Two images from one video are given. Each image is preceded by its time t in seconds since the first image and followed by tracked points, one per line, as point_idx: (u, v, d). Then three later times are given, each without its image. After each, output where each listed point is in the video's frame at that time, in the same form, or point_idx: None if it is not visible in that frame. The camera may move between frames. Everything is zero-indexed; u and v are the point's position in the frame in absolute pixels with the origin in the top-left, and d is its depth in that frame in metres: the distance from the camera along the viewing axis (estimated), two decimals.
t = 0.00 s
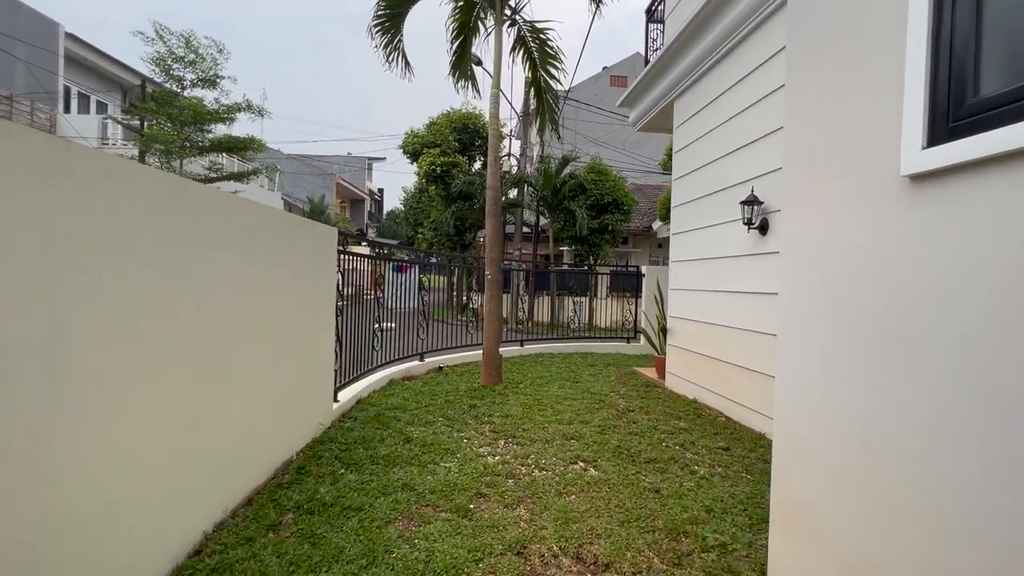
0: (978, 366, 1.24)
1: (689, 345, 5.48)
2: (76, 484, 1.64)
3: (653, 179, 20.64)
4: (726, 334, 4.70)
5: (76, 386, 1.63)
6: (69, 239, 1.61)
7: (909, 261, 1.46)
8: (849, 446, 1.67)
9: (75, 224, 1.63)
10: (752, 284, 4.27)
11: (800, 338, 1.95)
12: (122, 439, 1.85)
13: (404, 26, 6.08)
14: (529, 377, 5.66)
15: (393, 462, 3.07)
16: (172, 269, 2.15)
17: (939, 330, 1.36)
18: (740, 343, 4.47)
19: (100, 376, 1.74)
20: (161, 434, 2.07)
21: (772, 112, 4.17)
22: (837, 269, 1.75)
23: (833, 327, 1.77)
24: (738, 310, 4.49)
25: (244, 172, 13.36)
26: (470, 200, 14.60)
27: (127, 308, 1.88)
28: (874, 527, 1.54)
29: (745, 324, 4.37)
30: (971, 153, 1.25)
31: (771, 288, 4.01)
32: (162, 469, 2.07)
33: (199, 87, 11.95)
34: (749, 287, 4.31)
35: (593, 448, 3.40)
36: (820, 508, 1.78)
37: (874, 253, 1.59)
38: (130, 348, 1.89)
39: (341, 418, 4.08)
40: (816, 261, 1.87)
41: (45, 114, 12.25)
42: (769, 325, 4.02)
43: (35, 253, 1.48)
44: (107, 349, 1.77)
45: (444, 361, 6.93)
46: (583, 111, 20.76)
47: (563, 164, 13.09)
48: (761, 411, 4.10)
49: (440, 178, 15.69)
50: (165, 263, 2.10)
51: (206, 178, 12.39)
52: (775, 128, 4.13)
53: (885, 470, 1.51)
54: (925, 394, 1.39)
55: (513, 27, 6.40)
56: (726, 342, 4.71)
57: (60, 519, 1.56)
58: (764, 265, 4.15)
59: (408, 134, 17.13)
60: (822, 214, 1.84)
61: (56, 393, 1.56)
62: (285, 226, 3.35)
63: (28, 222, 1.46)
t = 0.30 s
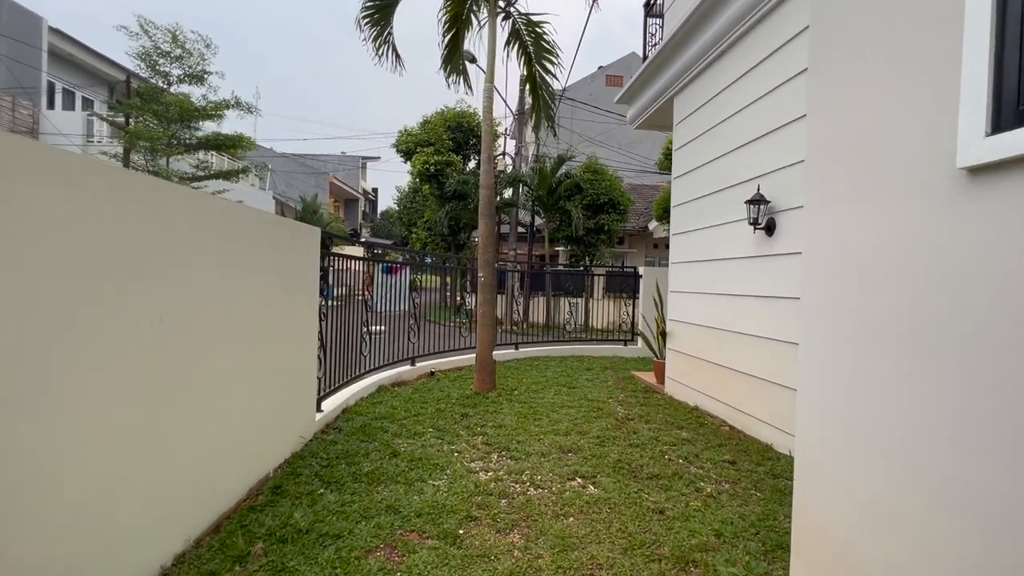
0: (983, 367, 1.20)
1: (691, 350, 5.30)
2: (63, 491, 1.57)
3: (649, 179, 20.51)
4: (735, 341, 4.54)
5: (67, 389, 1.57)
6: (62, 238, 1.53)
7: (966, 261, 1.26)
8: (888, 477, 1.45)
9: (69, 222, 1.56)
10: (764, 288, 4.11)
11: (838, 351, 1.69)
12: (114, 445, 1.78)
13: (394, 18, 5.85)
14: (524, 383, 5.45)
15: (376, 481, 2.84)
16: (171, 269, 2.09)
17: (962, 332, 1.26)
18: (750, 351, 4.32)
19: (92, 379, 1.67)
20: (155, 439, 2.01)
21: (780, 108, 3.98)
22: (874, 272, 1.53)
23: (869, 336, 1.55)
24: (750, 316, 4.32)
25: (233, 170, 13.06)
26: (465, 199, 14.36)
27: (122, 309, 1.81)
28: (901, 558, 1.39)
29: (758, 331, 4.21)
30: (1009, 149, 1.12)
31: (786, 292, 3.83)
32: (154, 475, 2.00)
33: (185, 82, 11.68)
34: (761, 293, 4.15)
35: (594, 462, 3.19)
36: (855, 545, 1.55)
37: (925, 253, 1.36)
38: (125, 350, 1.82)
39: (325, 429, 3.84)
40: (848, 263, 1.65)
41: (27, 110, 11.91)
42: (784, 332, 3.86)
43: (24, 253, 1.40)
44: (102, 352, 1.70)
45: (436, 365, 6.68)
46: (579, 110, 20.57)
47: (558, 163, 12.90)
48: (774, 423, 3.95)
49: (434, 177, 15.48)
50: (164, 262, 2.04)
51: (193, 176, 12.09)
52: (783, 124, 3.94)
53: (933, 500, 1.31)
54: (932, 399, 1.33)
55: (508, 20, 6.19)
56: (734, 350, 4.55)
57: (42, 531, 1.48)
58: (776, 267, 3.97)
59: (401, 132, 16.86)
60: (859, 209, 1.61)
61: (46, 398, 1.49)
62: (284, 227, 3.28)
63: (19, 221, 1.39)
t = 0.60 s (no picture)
0: (988, 369, 1.28)
1: (693, 353, 5.09)
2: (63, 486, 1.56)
3: (644, 179, 20.35)
4: (738, 344, 4.34)
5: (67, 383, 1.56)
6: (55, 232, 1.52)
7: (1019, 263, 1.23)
8: (902, 483, 1.51)
9: (58, 218, 1.53)
10: (772, 291, 3.94)
11: (840, 354, 1.76)
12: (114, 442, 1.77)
13: (385, 8, 5.64)
14: (520, 387, 5.26)
15: (363, 500, 2.63)
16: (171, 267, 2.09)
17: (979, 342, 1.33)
18: (753, 354, 4.13)
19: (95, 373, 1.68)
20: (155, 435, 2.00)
21: (797, 101, 3.84)
22: (896, 278, 1.55)
23: (873, 338, 1.63)
24: (756, 319, 4.14)
25: (221, 168, 12.76)
26: (459, 198, 14.14)
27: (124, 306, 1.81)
28: None
29: (763, 334, 4.04)
30: None
31: (796, 293, 3.67)
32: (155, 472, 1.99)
33: (173, 78, 11.39)
34: (768, 295, 3.98)
35: (598, 475, 3.00)
36: (874, 558, 1.59)
37: (957, 258, 1.38)
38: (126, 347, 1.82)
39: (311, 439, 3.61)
40: (866, 266, 1.66)
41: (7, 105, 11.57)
42: (792, 335, 3.68)
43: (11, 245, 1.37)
44: (107, 350, 1.74)
45: (430, 369, 6.46)
46: (575, 109, 20.38)
47: (554, 162, 12.72)
48: (781, 430, 3.74)
49: (428, 176, 15.25)
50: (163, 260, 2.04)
51: (181, 174, 11.80)
52: (798, 116, 3.81)
53: (969, 516, 1.32)
54: (924, 397, 1.46)
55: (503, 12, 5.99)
56: (737, 352, 4.35)
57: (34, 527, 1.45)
58: (785, 267, 3.81)
59: (395, 131, 16.61)
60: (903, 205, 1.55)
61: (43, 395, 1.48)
62: (281, 226, 3.31)
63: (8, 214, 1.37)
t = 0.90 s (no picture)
0: (993, 369, 1.30)
1: (698, 356, 4.90)
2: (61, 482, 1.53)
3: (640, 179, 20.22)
4: (746, 347, 4.14)
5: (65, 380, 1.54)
6: (56, 225, 1.50)
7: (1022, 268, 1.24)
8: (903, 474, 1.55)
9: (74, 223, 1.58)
10: (781, 293, 3.75)
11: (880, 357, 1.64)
12: (111, 440, 1.75)
13: None
14: (518, 392, 5.05)
15: (352, 520, 2.42)
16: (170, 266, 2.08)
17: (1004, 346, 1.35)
18: (762, 357, 3.92)
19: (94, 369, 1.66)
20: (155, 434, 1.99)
21: (807, 94, 3.66)
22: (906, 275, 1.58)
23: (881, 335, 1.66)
24: (762, 323, 3.95)
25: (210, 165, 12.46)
26: (454, 197, 13.92)
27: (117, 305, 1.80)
28: None
29: (770, 337, 3.84)
30: None
31: (807, 296, 3.47)
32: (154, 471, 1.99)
33: (159, 72, 11.09)
34: (778, 297, 3.79)
35: (606, 490, 2.81)
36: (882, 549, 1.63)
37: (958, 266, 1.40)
38: (120, 344, 1.79)
39: (297, 450, 3.38)
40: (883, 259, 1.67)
41: None
42: (802, 338, 3.48)
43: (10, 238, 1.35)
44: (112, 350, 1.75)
45: (425, 373, 6.24)
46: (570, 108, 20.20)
47: (550, 160, 12.53)
48: (791, 437, 3.53)
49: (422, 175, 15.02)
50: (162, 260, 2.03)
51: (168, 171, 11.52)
52: (809, 110, 3.63)
53: (969, 516, 1.34)
54: (932, 400, 1.48)
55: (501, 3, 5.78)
56: (745, 355, 4.15)
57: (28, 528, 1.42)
58: (794, 267, 3.63)
59: (388, 128, 16.35)
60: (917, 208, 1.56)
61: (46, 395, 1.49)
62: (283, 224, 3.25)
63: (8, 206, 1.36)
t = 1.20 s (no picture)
0: None
1: (704, 364, 4.73)
2: (57, 476, 1.54)
3: (635, 179, 20.12)
4: (756, 354, 3.97)
5: (63, 374, 1.55)
6: (51, 222, 1.50)
7: None
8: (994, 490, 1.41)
9: (79, 225, 1.61)
10: (793, 296, 3.59)
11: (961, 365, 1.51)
12: (108, 435, 1.75)
13: None
14: (517, 399, 4.87)
15: (341, 548, 2.23)
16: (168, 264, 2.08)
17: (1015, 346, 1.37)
18: (774, 366, 3.75)
19: (92, 366, 1.67)
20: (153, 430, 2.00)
21: (820, 91, 3.51)
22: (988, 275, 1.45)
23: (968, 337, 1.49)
24: (773, 329, 3.79)
25: (198, 164, 12.15)
26: (448, 197, 13.70)
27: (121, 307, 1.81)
28: None
29: (782, 344, 3.68)
30: None
31: (821, 301, 3.31)
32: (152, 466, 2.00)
33: (146, 68, 10.81)
34: (789, 301, 3.63)
35: (615, 509, 2.64)
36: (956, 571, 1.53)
37: None
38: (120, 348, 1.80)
39: (286, 466, 3.18)
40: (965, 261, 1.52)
41: None
42: (818, 347, 3.32)
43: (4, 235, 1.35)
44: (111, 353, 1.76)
45: (419, 379, 6.01)
46: (565, 107, 20.04)
47: (546, 160, 12.36)
48: (808, 451, 3.35)
49: (416, 174, 14.80)
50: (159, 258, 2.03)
51: (155, 170, 11.23)
52: (821, 108, 3.47)
53: None
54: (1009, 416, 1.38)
55: None
56: (755, 363, 3.98)
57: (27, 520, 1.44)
58: (806, 271, 3.48)
59: (381, 127, 16.09)
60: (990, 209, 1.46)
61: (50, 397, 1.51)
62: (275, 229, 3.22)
63: (7, 205, 1.37)
